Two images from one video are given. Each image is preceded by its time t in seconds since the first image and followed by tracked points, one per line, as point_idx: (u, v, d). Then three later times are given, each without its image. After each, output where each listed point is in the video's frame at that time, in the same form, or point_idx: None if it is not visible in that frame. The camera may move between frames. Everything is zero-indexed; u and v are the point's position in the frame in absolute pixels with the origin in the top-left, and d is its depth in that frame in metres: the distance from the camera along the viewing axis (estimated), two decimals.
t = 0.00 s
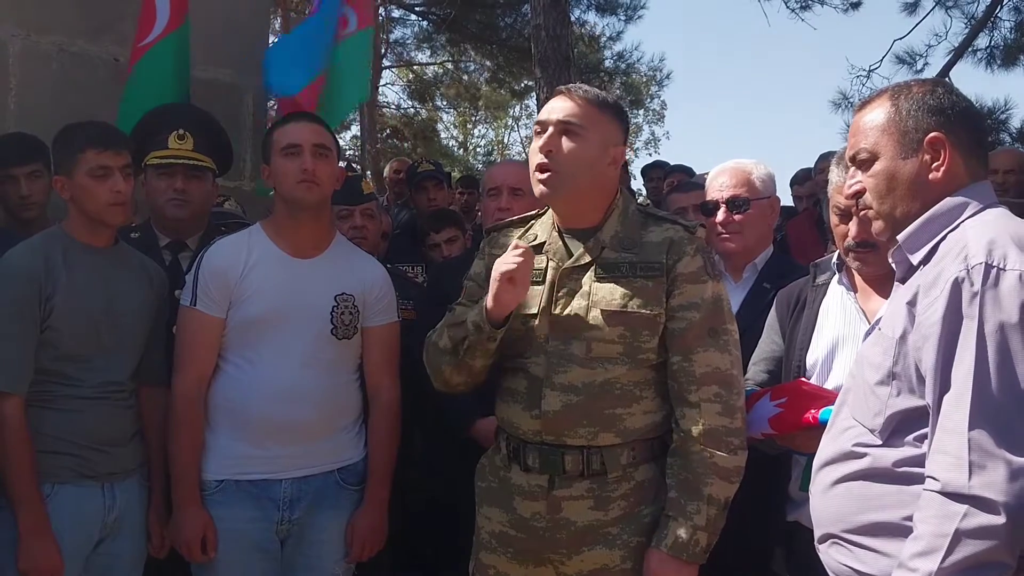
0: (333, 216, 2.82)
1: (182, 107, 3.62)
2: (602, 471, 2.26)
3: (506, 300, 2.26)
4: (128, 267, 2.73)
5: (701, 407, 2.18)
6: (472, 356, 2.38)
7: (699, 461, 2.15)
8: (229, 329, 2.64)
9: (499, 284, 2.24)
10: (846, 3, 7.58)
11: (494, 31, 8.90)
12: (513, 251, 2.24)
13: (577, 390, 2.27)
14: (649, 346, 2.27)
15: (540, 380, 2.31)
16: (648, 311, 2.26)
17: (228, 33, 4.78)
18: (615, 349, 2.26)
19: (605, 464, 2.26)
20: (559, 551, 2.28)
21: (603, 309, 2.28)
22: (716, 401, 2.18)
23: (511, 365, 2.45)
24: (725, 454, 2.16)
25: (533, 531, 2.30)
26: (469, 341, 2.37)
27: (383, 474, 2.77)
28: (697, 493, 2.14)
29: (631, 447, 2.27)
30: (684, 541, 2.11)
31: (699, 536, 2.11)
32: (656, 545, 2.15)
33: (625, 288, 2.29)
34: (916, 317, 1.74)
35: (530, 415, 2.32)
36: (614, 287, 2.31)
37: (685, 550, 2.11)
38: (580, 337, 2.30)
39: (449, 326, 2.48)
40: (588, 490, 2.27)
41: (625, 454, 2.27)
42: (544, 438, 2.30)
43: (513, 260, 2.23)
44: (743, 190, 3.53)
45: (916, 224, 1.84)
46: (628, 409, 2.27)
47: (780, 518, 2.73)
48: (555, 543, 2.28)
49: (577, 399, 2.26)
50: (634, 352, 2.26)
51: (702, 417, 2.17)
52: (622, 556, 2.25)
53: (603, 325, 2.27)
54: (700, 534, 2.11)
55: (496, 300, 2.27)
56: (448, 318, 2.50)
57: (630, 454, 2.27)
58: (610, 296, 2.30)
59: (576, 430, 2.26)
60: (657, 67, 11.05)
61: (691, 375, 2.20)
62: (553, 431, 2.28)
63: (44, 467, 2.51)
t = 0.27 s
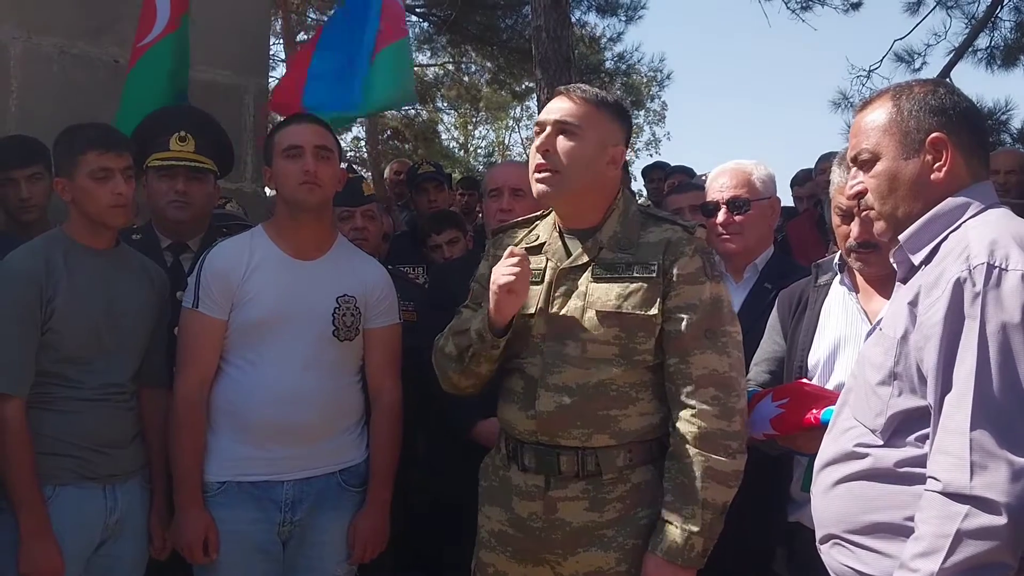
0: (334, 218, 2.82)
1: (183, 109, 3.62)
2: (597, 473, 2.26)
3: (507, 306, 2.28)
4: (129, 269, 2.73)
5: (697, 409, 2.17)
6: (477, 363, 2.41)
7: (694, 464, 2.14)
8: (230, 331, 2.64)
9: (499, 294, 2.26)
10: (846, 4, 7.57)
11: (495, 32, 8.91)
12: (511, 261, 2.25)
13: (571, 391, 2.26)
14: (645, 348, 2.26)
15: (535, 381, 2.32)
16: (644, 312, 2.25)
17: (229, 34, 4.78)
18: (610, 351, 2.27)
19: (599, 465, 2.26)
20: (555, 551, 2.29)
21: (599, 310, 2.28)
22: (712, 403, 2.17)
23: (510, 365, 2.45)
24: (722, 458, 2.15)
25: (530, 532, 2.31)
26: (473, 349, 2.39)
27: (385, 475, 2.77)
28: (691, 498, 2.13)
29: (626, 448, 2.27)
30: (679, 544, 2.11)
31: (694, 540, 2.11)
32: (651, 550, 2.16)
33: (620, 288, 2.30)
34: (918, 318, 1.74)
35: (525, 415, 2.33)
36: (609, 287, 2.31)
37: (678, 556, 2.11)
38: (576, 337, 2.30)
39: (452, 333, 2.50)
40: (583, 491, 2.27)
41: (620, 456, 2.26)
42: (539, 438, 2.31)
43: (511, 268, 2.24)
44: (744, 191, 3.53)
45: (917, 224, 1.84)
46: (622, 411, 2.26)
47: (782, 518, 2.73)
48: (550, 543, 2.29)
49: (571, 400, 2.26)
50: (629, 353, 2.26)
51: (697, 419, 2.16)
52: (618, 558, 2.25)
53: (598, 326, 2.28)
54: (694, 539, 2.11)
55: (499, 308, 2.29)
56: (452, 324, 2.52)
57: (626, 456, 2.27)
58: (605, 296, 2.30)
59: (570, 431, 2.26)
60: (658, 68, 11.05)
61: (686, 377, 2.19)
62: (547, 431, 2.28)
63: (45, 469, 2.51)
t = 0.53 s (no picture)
0: (335, 220, 2.82)
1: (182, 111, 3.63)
2: (589, 474, 2.27)
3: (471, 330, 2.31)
4: (128, 271, 2.73)
5: (687, 411, 2.16)
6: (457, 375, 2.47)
7: (680, 465, 2.14)
8: (230, 333, 2.64)
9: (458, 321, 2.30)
10: (845, 5, 7.57)
11: (495, 34, 8.91)
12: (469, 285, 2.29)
13: (563, 391, 2.28)
14: (638, 348, 2.26)
15: (529, 380, 2.36)
16: (637, 312, 2.25)
17: (228, 36, 4.78)
18: (603, 350, 2.27)
19: (591, 467, 2.27)
20: (548, 551, 2.30)
21: (592, 310, 2.30)
22: (704, 405, 2.16)
23: (510, 366, 2.49)
24: (712, 461, 2.15)
25: (525, 531, 2.33)
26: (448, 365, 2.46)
27: (384, 476, 2.77)
28: (675, 501, 2.13)
29: (619, 450, 2.27)
30: (661, 547, 2.12)
31: (677, 544, 2.11)
32: (636, 552, 2.17)
33: (614, 288, 2.30)
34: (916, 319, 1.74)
35: (520, 414, 2.36)
36: (604, 288, 2.32)
37: (662, 559, 2.11)
38: (571, 337, 2.32)
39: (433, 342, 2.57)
40: (575, 492, 2.28)
41: (612, 458, 2.27)
42: (533, 437, 2.33)
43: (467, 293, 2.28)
44: (743, 192, 3.54)
45: (916, 225, 1.84)
46: (615, 413, 2.26)
47: (781, 519, 2.72)
48: (544, 543, 2.30)
49: (563, 399, 2.28)
50: (623, 354, 2.26)
51: (687, 421, 2.15)
52: (608, 562, 2.25)
53: (591, 326, 2.29)
54: (678, 542, 2.11)
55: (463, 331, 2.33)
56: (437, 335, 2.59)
57: (618, 458, 2.27)
58: (600, 296, 2.31)
59: (562, 431, 2.28)
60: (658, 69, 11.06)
61: (676, 378, 2.18)
62: (539, 430, 2.31)
63: (44, 471, 2.51)
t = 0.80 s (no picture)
0: (335, 222, 2.82)
1: (181, 112, 3.63)
2: (590, 473, 2.28)
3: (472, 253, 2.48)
4: (128, 271, 2.73)
5: (684, 412, 2.17)
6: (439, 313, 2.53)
7: (675, 467, 2.14)
8: (231, 333, 2.64)
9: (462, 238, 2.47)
10: (845, 5, 7.57)
11: (495, 34, 8.90)
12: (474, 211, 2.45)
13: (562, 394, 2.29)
14: (636, 351, 2.27)
15: (529, 381, 2.36)
16: (634, 315, 2.26)
17: (228, 37, 4.78)
18: (602, 353, 2.28)
19: (592, 466, 2.27)
20: (549, 549, 2.31)
21: (591, 313, 2.31)
22: (700, 407, 2.16)
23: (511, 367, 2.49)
24: (708, 462, 2.14)
25: (527, 529, 2.34)
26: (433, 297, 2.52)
27: (385, 477, 2.77)
28: (669, 500, 2.13)
29: (620, 450, 2.27)
30: (656, 547, 2.11)
31: (671, 545, 2.10)
32: (631, 550, 2.18)
33: (611, 292, 2.31)
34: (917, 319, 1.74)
35: (521, 414, 2.36)
36: (602, 290, 2.33)
37: (655, 560, 2.11)
38: (569, 339, 2.32)
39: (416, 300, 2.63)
40: (576, 490, 2.30)
41: (614, 457, 2.27)
42: (533, 437, 2.34)
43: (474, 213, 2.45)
44: (743, 192, 3.54)
45: (916, 226, 1.84)
46: (615, 413, 2.27)
47: (782, 519, 2.72)
48: (545, 540, 2.31)
49: (562, 401, 2.28)
50: (621, 357, 2.27)
51: (684, 422, 2.16)
52: (610, 560, 2.26)
53: (591, 328, 2.30)
54: (672, 543, 2.11)
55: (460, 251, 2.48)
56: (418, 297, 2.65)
57: (619, 457, 2.28)
58: (597, 299, 2.32)
59: (562, 431, 2.28)
60: (658, 69, 11.05)
61: (673, 380, 2.18)
62: (540, 431, 2.32)
63: (44, 472, 2.51)
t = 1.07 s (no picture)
0: (335, 221, 2.82)
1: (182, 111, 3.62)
2: (591, 473, 2.28)
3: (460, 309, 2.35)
4: (128, 271, 2.73)
5: (686, 412, 2.17)
6: (448, 360, 2.47)
7: (680, 468, 2.15)
8: (232, 333, 2.64)
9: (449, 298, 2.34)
10: (845, 5, 7.57)
11: (495, 33, 8.91)
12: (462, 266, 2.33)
13: (563, 394, 2.29)
14: (636, 352, 2.26)
15: (529, 384, 2.36)
16: (631, 316, 2.25)
17: (228, 36, 4.78)
18: (601, 354, 2.28)
19: (593, 466, 2.27)
20: (552, 548, 2.31)
21: (589, 315, 2.30)
22: (701, 407, 2.16)
23: (511, 368, 2.49)
24: (711, 462, 2.15)
25: (529, 528, 2.34)
26: (440, 347, 2.48)
27: (386, 476, 2.78)
28: (676, 500, 2.14)
29: (621, 449, 2.28)
30: (665, 548, 2.12)
31: (680, 544, 2.11)
32: (641, 552, 2.18)
33: (608, 292, 2.31)
34: (918, 318, 1.74)
35: (521, 414, 2.37)
36: (599, 292, 2.32)
37: (666, 559, 2.12)
38: (569, 341, 2.32)
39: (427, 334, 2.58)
40: (577, 490, 2.29)
41: (615, 456, 2.27)
42: (534, 438, 2.34)
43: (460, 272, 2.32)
44: (744, 191, 3.54)
45: (916, 225, 1.84)
46: (615, 413, 2.26)
47: (783, 518, 2.72)
48: (547, 540, 2.31)
49: (563, 403, 2.28)
50: (621, 357, 2.26)
51: (686, 423, 2.16)
52: (612, 559, 2.26)
53: (588, 331, 2.29)
54: (681, 542, 2.11)
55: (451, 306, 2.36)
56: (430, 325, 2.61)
57: (621, 457, 2.28)
58: (595, 301, 2.31)
59: (563, 433, 2.28)
60: (658, 68, 11.05)
61: (673, 380, 2.18)
62: (540, 432, 2.32)
63: (45, 471, 2.51)
